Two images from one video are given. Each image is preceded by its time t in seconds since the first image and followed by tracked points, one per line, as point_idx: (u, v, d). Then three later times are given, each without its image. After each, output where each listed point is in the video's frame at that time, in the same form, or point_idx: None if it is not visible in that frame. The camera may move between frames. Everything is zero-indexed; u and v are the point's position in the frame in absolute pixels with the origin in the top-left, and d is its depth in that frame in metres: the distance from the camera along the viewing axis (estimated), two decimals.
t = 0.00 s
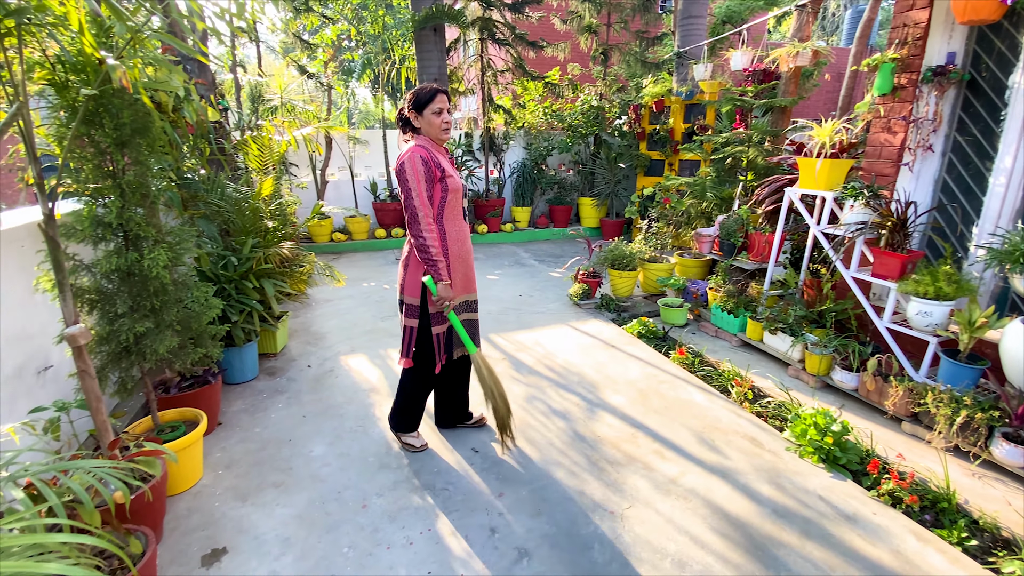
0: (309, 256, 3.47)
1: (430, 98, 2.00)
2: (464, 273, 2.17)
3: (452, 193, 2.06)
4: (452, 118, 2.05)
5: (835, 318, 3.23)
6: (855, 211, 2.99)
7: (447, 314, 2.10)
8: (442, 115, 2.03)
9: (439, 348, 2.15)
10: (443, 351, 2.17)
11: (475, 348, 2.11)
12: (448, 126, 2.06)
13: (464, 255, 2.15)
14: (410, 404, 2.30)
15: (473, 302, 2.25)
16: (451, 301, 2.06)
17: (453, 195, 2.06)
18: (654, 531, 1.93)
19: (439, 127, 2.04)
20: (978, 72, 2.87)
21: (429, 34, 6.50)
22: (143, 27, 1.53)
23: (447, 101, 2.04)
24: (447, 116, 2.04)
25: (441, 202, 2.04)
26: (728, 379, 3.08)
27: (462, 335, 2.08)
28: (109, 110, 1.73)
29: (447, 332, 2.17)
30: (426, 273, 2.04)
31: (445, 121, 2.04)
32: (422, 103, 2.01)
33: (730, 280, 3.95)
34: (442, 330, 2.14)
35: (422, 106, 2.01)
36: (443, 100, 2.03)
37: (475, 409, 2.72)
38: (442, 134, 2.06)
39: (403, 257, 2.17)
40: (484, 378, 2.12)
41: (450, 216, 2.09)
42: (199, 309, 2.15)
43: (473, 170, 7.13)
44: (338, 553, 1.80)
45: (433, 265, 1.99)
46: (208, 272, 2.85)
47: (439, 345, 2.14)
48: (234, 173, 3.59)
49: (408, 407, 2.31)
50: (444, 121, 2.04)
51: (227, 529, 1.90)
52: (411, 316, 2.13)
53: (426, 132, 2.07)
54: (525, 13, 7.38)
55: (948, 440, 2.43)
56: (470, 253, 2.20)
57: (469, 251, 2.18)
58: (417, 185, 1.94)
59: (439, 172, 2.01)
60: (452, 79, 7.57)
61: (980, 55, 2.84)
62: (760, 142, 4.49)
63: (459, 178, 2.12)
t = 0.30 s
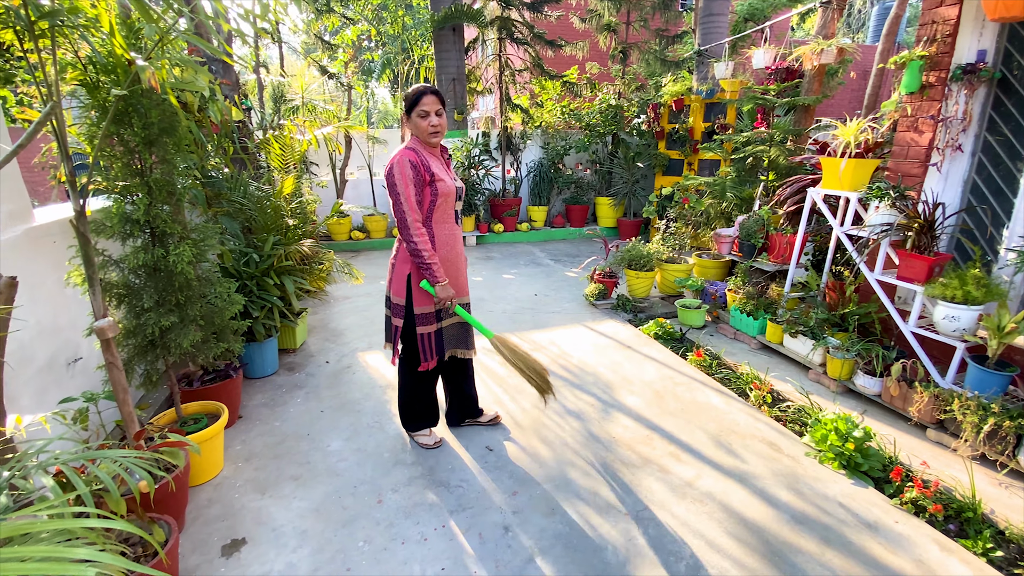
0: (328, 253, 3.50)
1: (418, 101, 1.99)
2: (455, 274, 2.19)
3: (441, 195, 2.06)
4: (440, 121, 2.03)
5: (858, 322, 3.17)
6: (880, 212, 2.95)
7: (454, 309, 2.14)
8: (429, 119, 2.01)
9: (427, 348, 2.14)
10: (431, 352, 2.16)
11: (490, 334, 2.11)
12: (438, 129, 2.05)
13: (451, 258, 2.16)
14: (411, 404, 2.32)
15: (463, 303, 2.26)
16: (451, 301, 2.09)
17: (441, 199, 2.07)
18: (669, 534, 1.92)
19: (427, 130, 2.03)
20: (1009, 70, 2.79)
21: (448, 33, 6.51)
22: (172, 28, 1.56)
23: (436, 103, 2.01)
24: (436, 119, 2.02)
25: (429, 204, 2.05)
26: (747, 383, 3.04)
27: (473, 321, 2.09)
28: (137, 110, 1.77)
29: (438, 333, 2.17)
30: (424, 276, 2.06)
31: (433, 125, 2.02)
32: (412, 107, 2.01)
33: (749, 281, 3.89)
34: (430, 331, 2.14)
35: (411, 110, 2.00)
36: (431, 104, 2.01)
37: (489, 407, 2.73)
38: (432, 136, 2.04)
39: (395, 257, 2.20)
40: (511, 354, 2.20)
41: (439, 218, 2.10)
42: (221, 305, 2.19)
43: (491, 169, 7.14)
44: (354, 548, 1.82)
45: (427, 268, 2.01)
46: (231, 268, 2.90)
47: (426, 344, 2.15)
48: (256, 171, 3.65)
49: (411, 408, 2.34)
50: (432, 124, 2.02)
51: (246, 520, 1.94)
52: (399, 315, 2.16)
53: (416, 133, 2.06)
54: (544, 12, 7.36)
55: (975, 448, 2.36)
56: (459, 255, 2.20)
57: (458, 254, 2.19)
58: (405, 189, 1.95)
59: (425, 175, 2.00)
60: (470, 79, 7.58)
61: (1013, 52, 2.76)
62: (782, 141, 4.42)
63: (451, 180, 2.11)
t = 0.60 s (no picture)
0: (341, 252, 3.52)
1: (405, 105, 2.00)
2: (449, 278, 2.19)
3: (431, 200, 2.07)
4: (427, 123, 2.03)
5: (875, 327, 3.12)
6: (899, 215, 2.88)
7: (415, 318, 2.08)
8: (415, 122, 2.02)
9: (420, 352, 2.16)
10: (426, 356, 2.18)
11: (451, 354, 2.04)
12: (426, 132, 2.05)
13: (443, 262, 2.16)
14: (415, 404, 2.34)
15: (459, 306, 2.26)
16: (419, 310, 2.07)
17: (429, 204, 2.07)
18: (680, 539, 1.90)
19: (416, 133, 2.03)
20: None
21: (461, 34, 6.52)
22: (190, 30, 1.57)
23: (422, 107, 2.01)
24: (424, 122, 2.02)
25: (419, 209, 2.06)
26: (760, 387, 3.00)
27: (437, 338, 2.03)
28: (156, 110, 1.79)
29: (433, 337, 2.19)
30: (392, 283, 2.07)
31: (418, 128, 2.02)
32: (399, 112, 2.01)
33: (764, 284, 3.85)
34: (423, 335, 2.15)
35: (398, 114, 2.01)
36: (415, 108, 2.01)
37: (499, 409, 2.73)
38: (422, 139, 2.05)
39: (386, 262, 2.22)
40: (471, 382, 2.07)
41: (429, 223, 2.11)
42: (235, 303, 2.21)
43: (503, 169, 7.14)
44: (363, 546, 1.83)
45: (397, 277, 2.01)
46: (246, 267, 2.93)
47: (419, 348, 2.17)
48: (271, 171, 3.68)
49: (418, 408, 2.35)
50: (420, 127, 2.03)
51: (258, 517, 1.95)
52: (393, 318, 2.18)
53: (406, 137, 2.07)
54: (558, 13, 7.34)
55: (996, 458, 2.31)
56: (451, 259, 2.19)
57: (450, 258, 2.18)
58: (389, 197, 1.96)
59: (413, 180, 2.01)
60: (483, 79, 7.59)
61: None
62: (799, 142, 4.36)
63: (440, 183, 2.11)
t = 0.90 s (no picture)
0: (349, 254, 3.53)
1: (412, 103, 2.01)
2: (456, 279, 2.19)
3: (436, 202, 2.08)
4: (439, 118, 2.05)
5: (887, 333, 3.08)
6: (912, 219, 2.85)
7: (385, 326, 2.10)
8: (429, 116, 2.04)
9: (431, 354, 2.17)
10: (437, 358, 2.19)
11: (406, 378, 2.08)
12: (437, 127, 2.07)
13: (452, 262, 2.16)
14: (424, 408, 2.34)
15: (466, 306, 2.27)
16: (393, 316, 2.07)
17: (434, 206, 2.08)
18: (687, 545, 1.89)
19: (428, 130, 2.05)
20: None
21: (471, 37, 6.53)
22: (203, 32, 1.59)
23: (431, 102, 2.04)
24: (434, 118, 2.04)
25: (425, 212, 2.07)
26: (770, 393, 2.97)
27: (399, 357, 2.06)
28: (169, 112, 1.80)
29: (443, 339, 2.19)
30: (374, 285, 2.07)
31: (431, 122, 2.04)
32: (407, 109, 2.03)
33: (774, 289, 3.82)
34: (434, 338, 2.16)
35: (406, 113, 2.02)
36: (426, 103, 2.03)
37: (506, 412, 2.72)
38: (431, 136, 2.06)
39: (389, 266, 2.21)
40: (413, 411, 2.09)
41: (436, 224, 2.11)
42: (245, 303, 2.22)
43: (511, 171, 7.15)
44: (369, 548, 1.83)
45: (379, 279, 2.00)
46: (256, 268, 2.96)
47: (430, 351, 2.17)
48: (281, 173, 3.70)
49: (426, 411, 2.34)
50: (432, 123, 2.04)
51: (265, 516, 1.96)
52: (402, 322, 2.16)
53: (414, 136, 2.08)
54: (567, 15, 7.33)
55: (1010, 467, 2.28)
56: (459, 259, 2.20)
57: (458, 259, 2.19)
58: (392, 199, 1.96)
59: (415, 183, 2.01)
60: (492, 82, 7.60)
61: None
62: (809, 145, 4.33)
63: (445, 185, 2.12)
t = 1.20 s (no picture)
0: (355, 257, 3.55)
1: (421, 106, 2.03)
2: (465, 282, 2.21)
3: (446, 205, 2.09)
4: (446, 121, 2.07)
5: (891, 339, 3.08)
6: (917, 226, 2.85)
7: (409, 331, 2.04)
8: (437, 119, 2.06)
9: (443, 358, 2.20)
10: (449, 362, 2.21)
11: (433, 380, 1.95)
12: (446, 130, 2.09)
13: (461, 265, 2.18)
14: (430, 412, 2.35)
15: (474, 309, 2.30)
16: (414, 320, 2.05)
17: (444, 211, 2.09)
18: (689, 551, 1.89)
19: (436, 132, 2.06)
20: None
21: (476, 41, 6.55)
22: (214, 38, 1.60)
23: (438, 105, 2.05)
24: (442, 121, 2.06)
25: (435, 216, 2.08)
26: (773, 399, 2.96)
27: (422, 358, 1.95)
28: (179, 117, 1.83)
29: (454, 343, 2.22)
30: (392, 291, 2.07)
31: (439, 125, 2.06)
32: (416, 113, 2.04)
33: (778, 294, 3.82)
34: (445, 341, 2.19)
35: (415, 117, 2.04)
36: (434, 106, 2.05)
37: (510, 416, 2.73)
38: (439, 139, 2.08)
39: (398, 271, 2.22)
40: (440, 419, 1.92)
41: (446, 228, 2.13)
42: (252, 306, 2.23)
43: (515, 175, 7.16)
44: (372, 550, 1.84)
45: (398, 285, 2.01)
46: (262, 270, 2.98)
47: (442, 354, 2.20)
48: (288, 176, 3.73)
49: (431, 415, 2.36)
50: (440, 126, 2.06)
51: (269, 518, 1.98)
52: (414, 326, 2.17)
53: (422, 140, 2.10)
54: (572, 20, 7.34)
55: (1015, 475, 2.27)
56: (467, 261, 2.22)
57: (467, 262, 2.20)
58: (404, 204, 1.98)
59: (426, 187, 2.03)
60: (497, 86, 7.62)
61: None
62: (814, 151, 4.33)
63: (454, 190, 2.14)
